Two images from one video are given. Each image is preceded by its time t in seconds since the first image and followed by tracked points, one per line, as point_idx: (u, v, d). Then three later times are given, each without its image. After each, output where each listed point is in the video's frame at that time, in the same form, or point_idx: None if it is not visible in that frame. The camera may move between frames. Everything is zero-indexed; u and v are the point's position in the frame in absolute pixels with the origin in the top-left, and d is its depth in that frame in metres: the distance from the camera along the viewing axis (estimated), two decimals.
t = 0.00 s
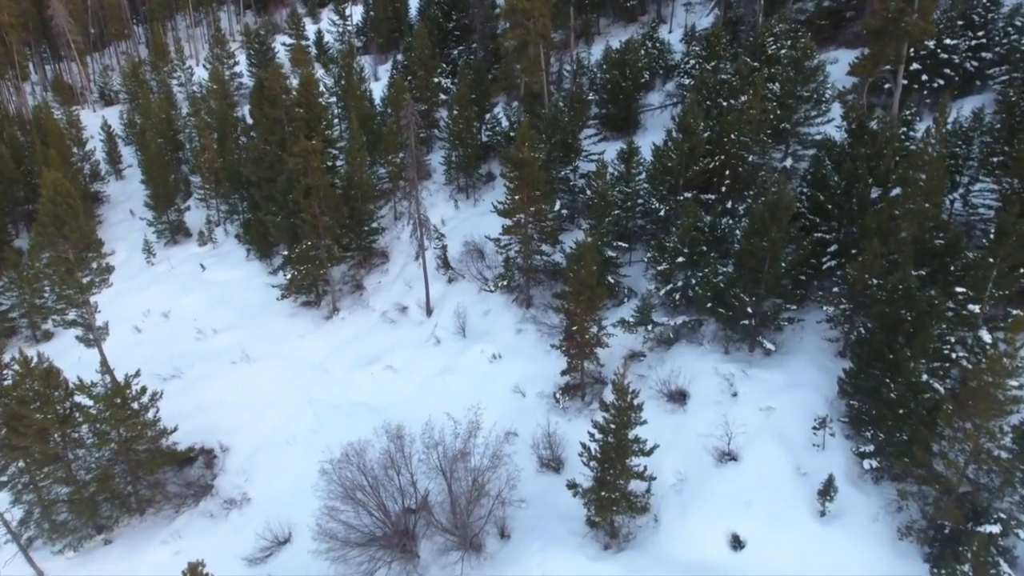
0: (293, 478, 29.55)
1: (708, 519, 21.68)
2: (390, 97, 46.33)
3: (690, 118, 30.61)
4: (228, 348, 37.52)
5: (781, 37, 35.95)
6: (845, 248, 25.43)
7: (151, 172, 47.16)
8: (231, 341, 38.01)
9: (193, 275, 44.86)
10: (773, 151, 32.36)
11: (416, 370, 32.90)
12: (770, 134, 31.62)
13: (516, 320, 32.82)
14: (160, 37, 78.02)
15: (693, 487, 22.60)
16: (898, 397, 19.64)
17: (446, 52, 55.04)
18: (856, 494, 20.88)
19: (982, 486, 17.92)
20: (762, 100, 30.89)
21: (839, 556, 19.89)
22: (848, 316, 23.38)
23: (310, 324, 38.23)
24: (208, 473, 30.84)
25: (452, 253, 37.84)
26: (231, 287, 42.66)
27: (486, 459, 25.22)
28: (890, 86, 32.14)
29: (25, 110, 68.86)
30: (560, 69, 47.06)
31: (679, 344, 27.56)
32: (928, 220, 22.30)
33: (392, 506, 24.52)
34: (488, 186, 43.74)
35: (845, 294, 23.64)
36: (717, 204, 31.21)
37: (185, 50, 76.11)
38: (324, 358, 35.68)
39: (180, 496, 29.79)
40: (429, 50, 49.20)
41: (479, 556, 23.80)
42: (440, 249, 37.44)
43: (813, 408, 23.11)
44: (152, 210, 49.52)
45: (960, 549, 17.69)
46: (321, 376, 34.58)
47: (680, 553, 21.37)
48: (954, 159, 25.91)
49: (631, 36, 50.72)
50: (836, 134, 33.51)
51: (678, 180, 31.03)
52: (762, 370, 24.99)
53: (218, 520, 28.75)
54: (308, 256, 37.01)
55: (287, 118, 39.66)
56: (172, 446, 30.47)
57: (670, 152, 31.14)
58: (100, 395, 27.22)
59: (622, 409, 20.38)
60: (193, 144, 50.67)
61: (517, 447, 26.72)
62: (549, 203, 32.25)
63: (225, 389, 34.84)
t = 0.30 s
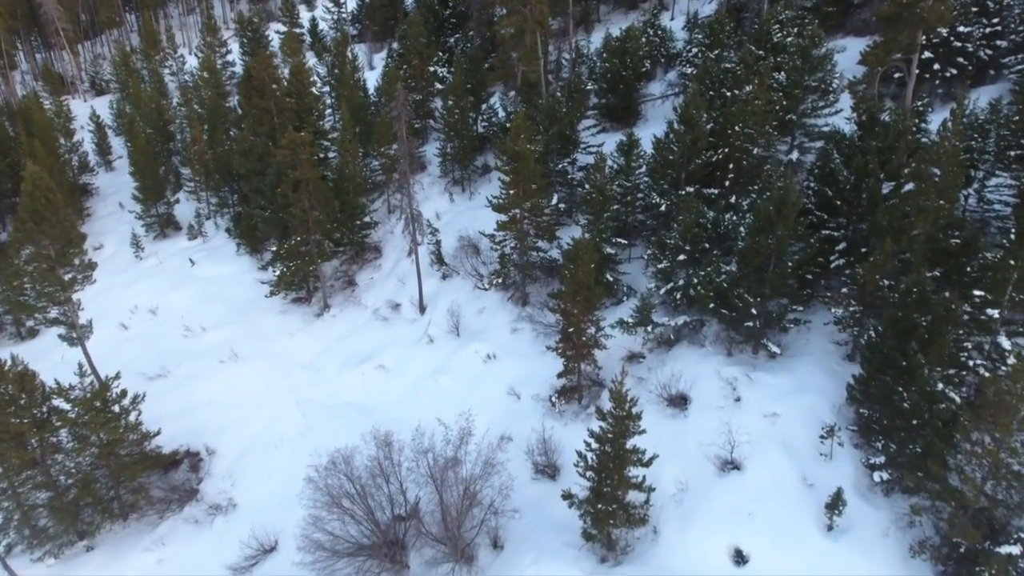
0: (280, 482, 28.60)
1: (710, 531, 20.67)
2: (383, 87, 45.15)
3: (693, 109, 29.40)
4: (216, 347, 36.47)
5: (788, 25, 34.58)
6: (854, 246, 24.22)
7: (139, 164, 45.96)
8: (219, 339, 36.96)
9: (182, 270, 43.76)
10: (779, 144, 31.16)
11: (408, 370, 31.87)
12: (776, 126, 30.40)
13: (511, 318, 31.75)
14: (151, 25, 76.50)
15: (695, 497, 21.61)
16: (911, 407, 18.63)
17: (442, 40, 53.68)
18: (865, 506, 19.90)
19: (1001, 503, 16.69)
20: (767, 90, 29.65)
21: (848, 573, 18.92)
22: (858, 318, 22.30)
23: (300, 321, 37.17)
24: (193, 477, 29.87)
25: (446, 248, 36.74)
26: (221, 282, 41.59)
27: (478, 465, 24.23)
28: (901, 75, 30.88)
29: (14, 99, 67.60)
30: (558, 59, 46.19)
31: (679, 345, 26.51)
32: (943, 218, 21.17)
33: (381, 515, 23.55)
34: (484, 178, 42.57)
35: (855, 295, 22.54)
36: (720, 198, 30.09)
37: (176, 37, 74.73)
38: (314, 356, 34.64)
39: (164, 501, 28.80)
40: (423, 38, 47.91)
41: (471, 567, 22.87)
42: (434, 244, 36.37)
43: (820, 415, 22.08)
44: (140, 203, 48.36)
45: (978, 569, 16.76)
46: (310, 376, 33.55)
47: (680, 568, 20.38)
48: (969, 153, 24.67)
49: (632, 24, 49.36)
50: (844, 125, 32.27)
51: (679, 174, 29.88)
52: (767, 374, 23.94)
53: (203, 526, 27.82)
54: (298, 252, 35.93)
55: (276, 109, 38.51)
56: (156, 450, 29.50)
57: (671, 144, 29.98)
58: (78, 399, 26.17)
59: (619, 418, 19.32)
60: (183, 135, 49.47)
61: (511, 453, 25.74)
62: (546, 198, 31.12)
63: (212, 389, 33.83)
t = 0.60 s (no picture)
0: (267, 488, 27.67)
1: (712, 547, 19.70)
2: (377, 77, 43.99)
3: (695, 100, 28.21)
4: (203, 346, 35.50)
5: (794, 12, 33.35)
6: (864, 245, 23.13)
7: (125, 157, 44.80)
8: (207, 338, 35.97)
9: (171, 266, 42.70)
10: (784, 136, 29.99)
11: (400, 371, 30.86)
12: (781, 118, 29.23)
13: (507, 317, 30.72)
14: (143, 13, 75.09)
15: (696, 509, 20.66)
16: (926, 420, 17.58)
17: (437, 28, 52.35)
18: (875, 522, 18.92)
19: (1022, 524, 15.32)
20: (773, 81, 28.46)
21: None
22: (869, 323, 21.22)
23: (290, 319, 36.14)
24: (178, 482, 28.96)
25: (441, 243, 35.67)
26: (210, 278, 40.58)
27: (471, 474, 23.26)
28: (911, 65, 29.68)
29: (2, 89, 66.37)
30: (556, 48, 44.95)
31: (680, 348, 25.49)
32: (960, 217, 20.01)
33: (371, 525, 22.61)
34: (480, 171, 41.43)
35: (865, 298, 21.47)
36: (723, 194, 29.00)
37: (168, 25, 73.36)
38: (304, 356, 33.64)
39: (148, 507, 27.92)
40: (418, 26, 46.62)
41: None
42: (428, 240, 35.29)
43: (828, 424, 21.09)
44: (128, 196, 47.25)
45: None
46: (300, 376, 32.57)
47: None
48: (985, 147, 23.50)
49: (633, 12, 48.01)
50: (852, 118, 31.12)
51: (681, 168, 28.76)
52: (771, 379, 22.92)
53: (186, 534, 26.92)
54: (287, 248, 34.80)
55: (264, 99, 37.32)
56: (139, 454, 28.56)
57: (672, 137, 28.83)
58: (54, 404, 25.09)
59: (617, 430, 18.32)
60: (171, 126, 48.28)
61: (505, 460, 24.81)
62: (542, 193, 30.02)
63: (199, 390, 32.87)
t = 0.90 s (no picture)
0: (252, 504, 26.66)
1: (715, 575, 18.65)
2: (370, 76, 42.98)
3: (698, 101, 27.09)
4: (190, 353, 34.47)
5: (800, 9, 32.22)
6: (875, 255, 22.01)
7: (113, 158, 43.74)
8: (194, 345, 34.94)
9: (160, 270, 41.66)
10: (790, 138, 28.86)
11: (392, 381, 29.80)
12: (787, 119, 28.11)
13: (502, 326, 29.65)
14: (136, 11, 74.06)
15: (698, 534, 19.61)
16: (943, 444, 16.51)
17: (434, 26, 51.25)
18: (888, 551, 17.88)
19: None
20: (778, 81, 27.33)
21: None
22: (881, 337, 20.15)
23: (280, 326, 35.09)
24: (161, 497, 27.95)
25: (434, 248, 34.60)
26: (198, 282, 39.52)
27: (463, 493, 22.24)
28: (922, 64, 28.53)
29: None
30: (555, 46, 43.84)
31: (682, 360, 24.42)
32: (979, 226, 18.88)
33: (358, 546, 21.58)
34: (476, 173, 40.38)
35: (877, 311, 20.36)
36: (727, 198, 27.91)
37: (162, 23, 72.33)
38: (293, 364, 32.57)
39: (130, 524, 27.01)
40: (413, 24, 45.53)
41: None
42: (421, 244, 34.23)
43: (837, 444, 20.03)
44: (117, 198, 46.23)
45: None
46: (288, 385, 31.51)
47: None
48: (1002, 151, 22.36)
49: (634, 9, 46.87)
50: (861, 119, 30.01)
51: (683, 172, 27.67)
52: (777, 395, 21.85)
53: (168, 552, 25.93)
54: (276, 253, 33.68)
55: (254, 99, 35.91)
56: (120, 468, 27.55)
57: (673, 140, 27.73)
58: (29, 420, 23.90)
59: (614, 454, 17.27)
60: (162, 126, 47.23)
61: (498, 478, 23.81)
62: (539, 197, 28.96)
63: (184, 399, 31.84)
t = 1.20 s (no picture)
0: (236, 524, 25.64)
1: None
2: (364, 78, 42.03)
3: (700, 105, 26.04)
4: (177, 364, 33.41)
5: (805, 9, 31.14)
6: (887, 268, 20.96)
7: (100, 162, 42.74)
8: (181, 356, 33.89)
9: (148, 276, 40.59)
10: (796, 143, 27.80)
11: (382, 395, 28.74)
12: (793, 123, 27.03)
13: (496, 338, 28.60)
14: (131, 11, 73.15)
15: (700, 565, 18.60)
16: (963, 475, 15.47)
17: (430, 27, 50.22)
18: None
19: None
20: (784, 84, 26.26)
21: None
22: (893, 356, 19.09)
23: (269, 335, 34.03)
24: (143, 516, 26.92)
25: (428, 256, 33.55)
26: (186, 289, 38.49)
27: (454, 518, 21.23)
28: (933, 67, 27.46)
29: None
30: (553, 47, 42.90)
31: (683, 377, 23.37)
32: (998, 239, 17.80)
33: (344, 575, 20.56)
34: (471, 178, 39.38)
35: (889, 328, 19.31)
36: (730, 206, 26.84)
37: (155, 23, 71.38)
38: (281, 376, 31.51)
39: (109, 545, 25.94)
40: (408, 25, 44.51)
41: None
42: (414, 252, 33.19)
43: (847, 470, 19.03)
44: (105, 203, 45.23)
45: None
46: (276, 398, 30.44)
47: None
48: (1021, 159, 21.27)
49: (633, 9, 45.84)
50: (869, 124, 28.93)
51: (685, 178, 26.56)
52: (784, 416, 20.81)
53: None
54: (265, 262, 32.61)
55: (242, 101, 34.74)
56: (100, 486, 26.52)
57: (674, 145, 26.67)
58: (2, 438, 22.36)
59: (612, 484, 16.22)
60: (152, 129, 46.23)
61: (491, 500, 22.80)
62: (535, 204, 27.93)
63: (169, 413, 30.82)
